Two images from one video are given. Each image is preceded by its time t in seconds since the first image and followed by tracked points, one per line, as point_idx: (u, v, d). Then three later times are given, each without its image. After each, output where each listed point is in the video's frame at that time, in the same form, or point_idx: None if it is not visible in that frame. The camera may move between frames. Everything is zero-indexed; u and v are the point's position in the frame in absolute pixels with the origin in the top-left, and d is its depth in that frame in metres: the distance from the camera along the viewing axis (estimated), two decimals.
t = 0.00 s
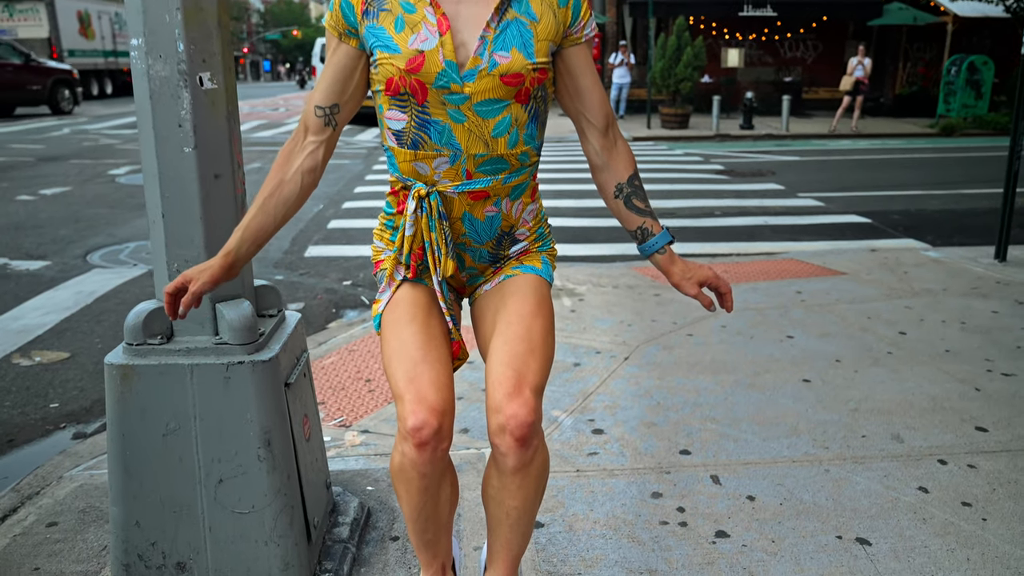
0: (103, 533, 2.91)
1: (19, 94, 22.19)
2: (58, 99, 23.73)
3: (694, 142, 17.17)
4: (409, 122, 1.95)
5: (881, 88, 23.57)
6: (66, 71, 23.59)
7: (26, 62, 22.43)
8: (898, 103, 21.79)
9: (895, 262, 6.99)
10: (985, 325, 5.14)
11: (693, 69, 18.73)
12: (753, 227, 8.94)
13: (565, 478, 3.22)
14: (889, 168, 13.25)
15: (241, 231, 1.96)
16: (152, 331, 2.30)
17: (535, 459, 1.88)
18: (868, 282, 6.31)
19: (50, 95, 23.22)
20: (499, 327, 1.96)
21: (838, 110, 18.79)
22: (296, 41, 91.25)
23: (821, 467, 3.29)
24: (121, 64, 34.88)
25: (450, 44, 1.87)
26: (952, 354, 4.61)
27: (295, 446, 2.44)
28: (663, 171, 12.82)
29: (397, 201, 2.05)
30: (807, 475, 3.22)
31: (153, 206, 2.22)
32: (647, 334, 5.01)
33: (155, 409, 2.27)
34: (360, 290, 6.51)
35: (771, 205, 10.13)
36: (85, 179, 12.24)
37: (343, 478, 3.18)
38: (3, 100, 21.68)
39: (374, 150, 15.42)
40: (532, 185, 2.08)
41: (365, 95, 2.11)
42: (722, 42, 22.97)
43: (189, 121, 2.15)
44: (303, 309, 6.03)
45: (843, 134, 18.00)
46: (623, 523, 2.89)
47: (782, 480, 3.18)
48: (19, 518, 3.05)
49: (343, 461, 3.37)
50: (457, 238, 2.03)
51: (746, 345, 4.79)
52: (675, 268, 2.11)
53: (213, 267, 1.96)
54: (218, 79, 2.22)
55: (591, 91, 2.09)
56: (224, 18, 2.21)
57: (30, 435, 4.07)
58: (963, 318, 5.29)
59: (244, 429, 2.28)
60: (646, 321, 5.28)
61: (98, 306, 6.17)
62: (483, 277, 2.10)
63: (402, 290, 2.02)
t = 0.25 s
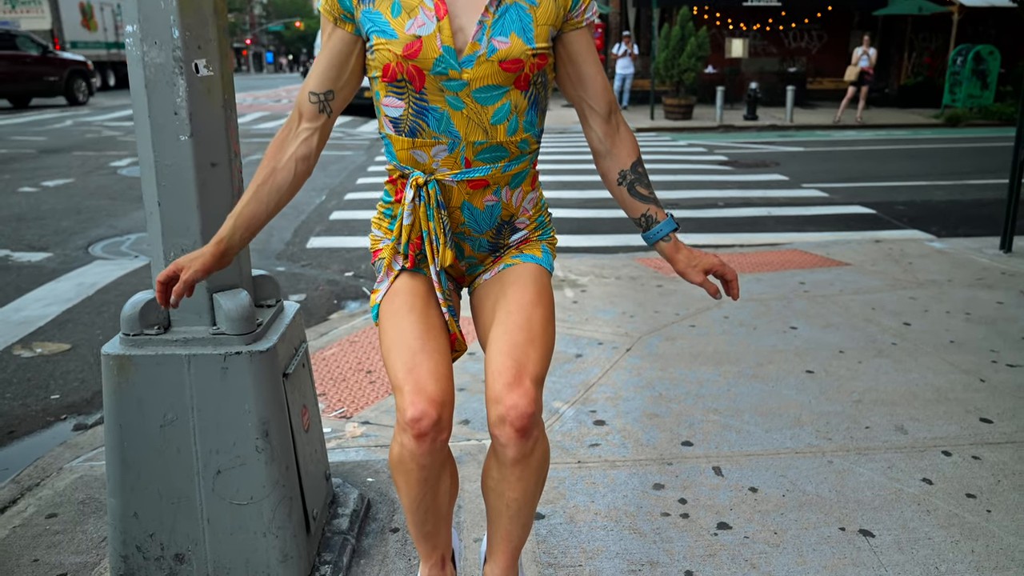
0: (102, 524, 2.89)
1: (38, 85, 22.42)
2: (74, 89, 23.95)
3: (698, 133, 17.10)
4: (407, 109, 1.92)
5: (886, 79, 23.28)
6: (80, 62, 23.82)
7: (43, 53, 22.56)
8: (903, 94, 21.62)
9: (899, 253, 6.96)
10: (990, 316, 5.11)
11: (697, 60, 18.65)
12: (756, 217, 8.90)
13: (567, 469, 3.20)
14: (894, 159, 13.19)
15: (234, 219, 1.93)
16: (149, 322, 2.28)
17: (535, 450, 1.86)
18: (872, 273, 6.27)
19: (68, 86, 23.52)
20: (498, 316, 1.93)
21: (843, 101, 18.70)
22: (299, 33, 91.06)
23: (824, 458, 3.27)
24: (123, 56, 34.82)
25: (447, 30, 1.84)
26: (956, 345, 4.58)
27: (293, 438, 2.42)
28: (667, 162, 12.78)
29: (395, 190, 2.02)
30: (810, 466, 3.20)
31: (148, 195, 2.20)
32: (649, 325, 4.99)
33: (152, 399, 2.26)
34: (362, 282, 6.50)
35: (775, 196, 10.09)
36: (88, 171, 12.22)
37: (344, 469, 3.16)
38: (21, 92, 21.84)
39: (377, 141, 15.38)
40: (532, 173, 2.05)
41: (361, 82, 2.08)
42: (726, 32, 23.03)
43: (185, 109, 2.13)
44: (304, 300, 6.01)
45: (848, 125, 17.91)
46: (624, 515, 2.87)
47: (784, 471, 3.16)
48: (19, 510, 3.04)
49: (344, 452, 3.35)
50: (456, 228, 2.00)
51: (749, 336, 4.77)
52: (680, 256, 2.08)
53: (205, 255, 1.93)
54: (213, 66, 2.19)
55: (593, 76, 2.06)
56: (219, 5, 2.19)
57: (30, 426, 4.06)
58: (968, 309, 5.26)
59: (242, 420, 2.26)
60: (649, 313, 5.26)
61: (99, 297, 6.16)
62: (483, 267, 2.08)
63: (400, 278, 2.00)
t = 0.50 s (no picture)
0: (100, 520, 2.88)
1: (53, 80, 22.70)
2: (86, 84, 24.19)
3: (700, 128, 17.07)
4: (404, 100, 1.89)
5: (889, 73, 23.36)
6: (92, 57, 24.15)
7: (57, 49, 22.82)
8: (906, 88, 21.60)
9: (902, 248, 6.93)
10: (994, 310, 5.08)
11: (698, 54, 18.60)
12: (758, 212, 8.87)
13: (567, 465, 3.18)
14: (897, 153, 13.16)
15: (226, 211, 1.91)
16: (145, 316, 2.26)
17: (535, 445, 1.84)
18: (875, 268, 6.25)
19: (81, 82, 23.87)
20: (497, 309, 1.91)
21: (846, 95, 18.66)
22: (301, 29, 90.97)
23: (826, 453, 3.25)
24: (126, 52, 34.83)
25: (444, 19, 1.81)
26: (959, 340, 4.55)
27: (291, 433, 2.40)
28: (668, 157, 12.75)
29: (392, 182, 1.99)
30: (813, 461, 3.18)
31: (143, 188, 2.18)
32: (651, 320, 4.96)
33: (148, 394, 2.24)
34: (362, 277, 6.48)
35: (776, 191, 10.06)
36: (89, 167, 12.22)
37: (343, 465, 3.14)
38: (35, 88, 22.07)
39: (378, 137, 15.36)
40: (531, 165, 2.03)
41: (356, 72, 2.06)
42: (728, 27, 22.90)
43: (180, 101, 2.11)
44: (304, 296, 5.99)
45: (850, 119, 17.86)
46: (625, 511, 2.84)
47: (786, 466, 3.14)
48: (16, 505, 3.02)
49: (342, 448, 3.33)
50: (455, 221, 1.98)
51: (750, 331, 4.74)
52: (683, 248, 2.06)
53: (195, 246, 1.91)
54: (208, 57, 2.17)
55: (594, 66, 2.03)
56: None
57: (29, 422, 4.05)
58: (971, 304, 5.23)
59: (238, 415, 2.25)
60: (650, 307, 5.23)
61: (99, 293, 6.14)
62: (481, 260, 2.06)
63: (397, 272, 1.98)
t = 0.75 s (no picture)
0: (98, 513, 2.86)
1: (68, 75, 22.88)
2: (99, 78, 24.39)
3: (703, 122, 17.02)
4: (401, 89, 1.87)
5: (892, 68, 23.12)
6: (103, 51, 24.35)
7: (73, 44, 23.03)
8: (909, 82, 21.52)
9: (904, 241, 6.90)
10: (997, 304, 5.06)
11: (700, 48, 18.54)
12: (761, 206, 8.84)
13: (567, 458, 3.16)
14: (900, 147, 13.11)
15: (217, 199, 1.88)
16: (141, 308, 2.24)
17: (534, 437, 1.82)
18: (877, 261, 6.22)
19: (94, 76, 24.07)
20: (496, 301, 1.89)
21: (849, 89, 18.59)
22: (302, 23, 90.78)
23: (828, 446, 3.23)
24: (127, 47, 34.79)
25: (442, 7, 1.79)
26: (962, 333, 4.53)
27: (289, 427, 2.39)
28: (671, 151, 12.72)
29: (389, 172, 1.97)
30: (814, 455, 3.16)
31: (139, 178, 2.16)
32: (652, 313, 4.95)
33: (144, 386, 2.22)
34: (362, 271, 6.46)
35: (778, 184, 10.03)
36: (89, 161, 12.20)
37: (342, 458, 3.13)
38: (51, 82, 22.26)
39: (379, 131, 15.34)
40: (530, 155, 2.00)
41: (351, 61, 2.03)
42: (731, 20, 23.01)
43: (175, 91, 2.09)
44: (304, 289, 5.97)
45: (853, 113, 17.80)
46: (625, 504, 2.83)
47: (788, 460, 3.12)
48: (15, 498, 3.01)
49: (342, 441, 3.32)
50: (453, 212, 1.95)
51: (752, 325, 4.72)
52: (684, 238, 2.04)
53: (186, 235, 1.88)
54: (204, 47, 2.15)
55: (594, 54, 2.01)
56: None
57: (28, 415, 4.04)
58: (974, 297, 5.20)
59: (235, 408, 2.23)
60: (651, 301, 5.21)
61: (99, 286, 6.13)
62: (480, 252, 2.04)
63: (395, 263, 1.96)
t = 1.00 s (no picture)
0: (96, 504, 2.85)
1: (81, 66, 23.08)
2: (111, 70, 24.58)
3: (705, 114, 16.96)
4: (400, 74, 1.84)
5: (895, 60, 23.13)
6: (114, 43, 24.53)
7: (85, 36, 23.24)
8: (912, 74, 21.45)
9: (907, 233, 6.87)
10: (1000, 296, 5.03)
11: (703, 40, 18.47)
12: (763, 198, 8.81)
13: (567, 449, 3.15)
14: (903, 139, 13.06)
15: (210, 183, 1.86)
16: (139, 297, 2.23)
17: (534, 427, 1.81)
18: (880, 253, 6.20)
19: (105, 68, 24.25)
20: (495, 290, 1.87)
21: (852, 81, 18.52)
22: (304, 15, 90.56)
23: (830, 438, 3.21)
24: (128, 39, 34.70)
25: None
26: (964, 325, 4.51)
27: (288, 417, 2.37)
28: (673, 143, 12.68)
29: (389, 159, 1.95)
30: (816, 446, 3.15)
31: (135, 165, 2.14)
32: (653, 305, 4.93)
33: (142, 375, 2.21)
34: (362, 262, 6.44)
35: (781, 176, 10.00)
36: (90, 152, 12.18)
37: (342, 449, 3.12)
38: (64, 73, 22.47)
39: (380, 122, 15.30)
40: (531, 142, 1.98)
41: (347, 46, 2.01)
42: (733, 12, 22.93)
43: (173, 77, 2.07)
44: (305, 280, 5.95)
45: (855, 105, 17.74)
46: (626, 495, 2.82)
47: (789, 451, 3.11)
48: (13, 488, 3.00)
49: (341, 432, 3.31)
50: (453, 199, 1.93)
51: (754, 316, 4.69)
52: (688, 225, 2.03)
53: (178, 219, 1.85)
54: (201, 32, 2.13)
55: (595, 39, 1.99)
56: None
57: (28, 406, 4.03)
58: (977, 289, 5.18)
59: (234, 397, 2.22)
60: (652, 292, 5.19)
61: (99, 278, 6.11)
62: (480, 240, 2.02)
63: (394, 251, 1.94)
